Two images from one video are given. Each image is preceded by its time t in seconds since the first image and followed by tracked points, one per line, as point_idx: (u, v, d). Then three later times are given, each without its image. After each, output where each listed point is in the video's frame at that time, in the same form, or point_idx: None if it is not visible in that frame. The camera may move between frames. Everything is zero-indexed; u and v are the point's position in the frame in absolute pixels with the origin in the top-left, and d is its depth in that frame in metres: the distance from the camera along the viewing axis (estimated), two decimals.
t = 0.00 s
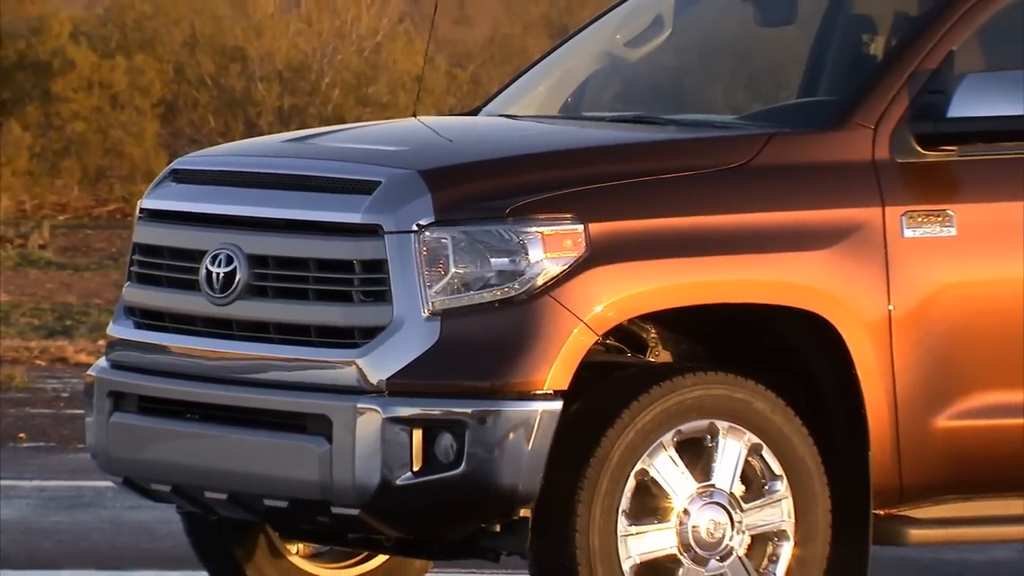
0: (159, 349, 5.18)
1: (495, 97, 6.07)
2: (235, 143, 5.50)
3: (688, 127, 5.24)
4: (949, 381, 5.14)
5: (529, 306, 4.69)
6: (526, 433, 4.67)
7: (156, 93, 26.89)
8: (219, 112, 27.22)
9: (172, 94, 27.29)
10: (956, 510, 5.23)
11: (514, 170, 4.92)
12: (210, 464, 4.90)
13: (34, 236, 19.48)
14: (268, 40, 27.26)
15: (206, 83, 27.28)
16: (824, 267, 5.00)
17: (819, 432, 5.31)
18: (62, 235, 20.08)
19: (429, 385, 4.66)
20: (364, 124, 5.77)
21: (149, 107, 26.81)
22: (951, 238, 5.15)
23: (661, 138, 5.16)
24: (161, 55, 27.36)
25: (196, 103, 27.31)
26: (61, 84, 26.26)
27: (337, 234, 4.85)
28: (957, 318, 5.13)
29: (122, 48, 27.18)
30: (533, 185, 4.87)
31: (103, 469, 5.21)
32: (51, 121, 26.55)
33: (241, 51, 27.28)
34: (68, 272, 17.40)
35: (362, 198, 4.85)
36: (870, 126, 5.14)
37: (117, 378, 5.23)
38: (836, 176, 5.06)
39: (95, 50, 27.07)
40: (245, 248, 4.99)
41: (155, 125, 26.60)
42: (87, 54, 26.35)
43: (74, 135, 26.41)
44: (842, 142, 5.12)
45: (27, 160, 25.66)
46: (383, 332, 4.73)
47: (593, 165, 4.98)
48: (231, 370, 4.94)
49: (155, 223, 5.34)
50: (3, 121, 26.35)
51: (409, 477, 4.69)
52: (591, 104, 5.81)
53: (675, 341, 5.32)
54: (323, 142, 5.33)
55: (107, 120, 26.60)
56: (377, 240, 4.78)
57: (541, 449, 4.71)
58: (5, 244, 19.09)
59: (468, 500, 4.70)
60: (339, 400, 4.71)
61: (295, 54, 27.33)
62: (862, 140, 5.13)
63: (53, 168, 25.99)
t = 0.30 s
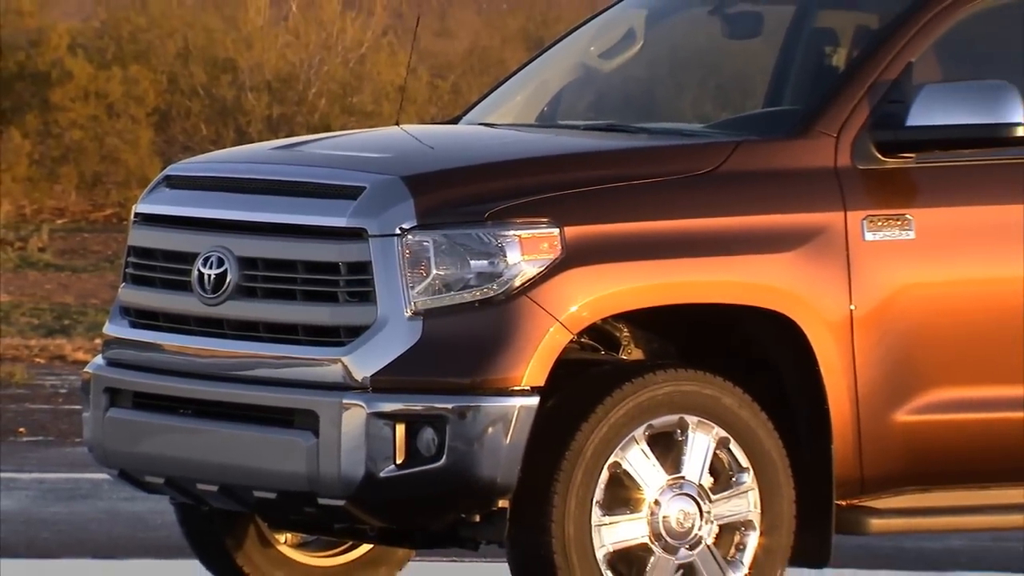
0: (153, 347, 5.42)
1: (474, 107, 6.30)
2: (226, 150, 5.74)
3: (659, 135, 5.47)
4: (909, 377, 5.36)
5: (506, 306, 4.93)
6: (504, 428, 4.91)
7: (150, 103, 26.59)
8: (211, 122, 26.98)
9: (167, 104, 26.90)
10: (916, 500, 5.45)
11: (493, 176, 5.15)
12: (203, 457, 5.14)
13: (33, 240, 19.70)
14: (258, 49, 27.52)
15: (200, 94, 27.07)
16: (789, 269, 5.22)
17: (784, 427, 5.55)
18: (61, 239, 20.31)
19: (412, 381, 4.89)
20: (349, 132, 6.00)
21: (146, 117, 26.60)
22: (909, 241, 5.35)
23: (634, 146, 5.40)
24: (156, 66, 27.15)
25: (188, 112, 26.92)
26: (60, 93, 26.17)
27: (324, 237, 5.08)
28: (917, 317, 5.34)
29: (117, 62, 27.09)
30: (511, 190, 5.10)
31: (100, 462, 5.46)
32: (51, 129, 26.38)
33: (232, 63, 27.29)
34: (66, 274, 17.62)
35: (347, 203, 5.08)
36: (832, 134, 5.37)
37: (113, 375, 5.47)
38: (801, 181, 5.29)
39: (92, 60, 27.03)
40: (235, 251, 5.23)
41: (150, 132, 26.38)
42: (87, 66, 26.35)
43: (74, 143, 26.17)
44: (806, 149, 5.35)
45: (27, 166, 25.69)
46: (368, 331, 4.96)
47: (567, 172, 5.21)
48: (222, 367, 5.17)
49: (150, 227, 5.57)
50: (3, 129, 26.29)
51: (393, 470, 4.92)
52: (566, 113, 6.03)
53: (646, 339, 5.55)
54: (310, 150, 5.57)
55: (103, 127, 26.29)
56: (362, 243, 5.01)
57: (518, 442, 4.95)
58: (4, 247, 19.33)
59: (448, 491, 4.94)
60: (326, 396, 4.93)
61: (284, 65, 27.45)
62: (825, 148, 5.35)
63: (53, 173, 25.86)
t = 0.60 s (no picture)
0: (148, 346, 5.65)
1: (454, 116, 6.51)
2: (217, 157, 5.97)
3: (633, 143, 5.70)
4: (872, 375, 5.57)
5: (487, 306, 5.15)
6: (485, 423, 5.12)
7: (144, 112, 27.52)
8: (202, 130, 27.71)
9: (161, 112, 27.86)
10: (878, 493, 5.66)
11: (473, 181, 5.37)
12: (196, 452, 5.37)
13: (31, 243, 19.96)
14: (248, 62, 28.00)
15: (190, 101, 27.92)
16: (757, 271, 5.43)
17: (754, 422, 5.78)
18: (58, 241, 20.56)
19: (396, 378, 5.11)
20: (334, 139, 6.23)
21: (139, 124, 27.41)
22: (873, 244, 5.56)
23: (609, 153, 5.62)
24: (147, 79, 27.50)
25: (184, 120, 27.84)
26: (59, 103, 27.19)
27: (312, 240, 5.31)
28: (880, 317, 5.56)
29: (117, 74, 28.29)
30: (491, 195, 5.32)
31: (97, 456, 5.69)
32: (50, 134, 27.27)
33: (224, 72, 27.97)
34: (63, 275, 17.88)
35: (334, 208, 5.31)
36: (799, 141, 5.59)
37: (109, 372, 5.69)
38: (769, 186, 5.51)
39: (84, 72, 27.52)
40: (226, 254, 5.47)
41: (145, 139, 27.29)
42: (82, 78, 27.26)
43: (71, 151, 26.91)
44: (774, 155, 5.57)
45: (26, 172, 26.46)
46: (353, 330, 5.18)
47: (544, 178, 5.42)
48: (214, 365, 5.40)
49: (144, 230, 5.80)
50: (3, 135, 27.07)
51: (377, 464, 5.14)
52: (544, 121, 6.25)
53: (621, 338, 5.77)
54: (298, 157, 5.79)
55: (99, 135, 27.14)
56: (348, 246, 5.24)
57: (498, 437, 5.17)
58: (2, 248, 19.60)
59: (431, 484, 5.16)
60: (313, 392, 5.15)
61: (273, 76, 27.78)
62: (791, 155, 5.58)
63: (51, 180, 26.57)
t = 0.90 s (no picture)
0: (141, 347, 5.88)
1: (435, 126, 6.74)
2: (209, 165, 6.19)
3: (607, 151, 5.92)
4: (837, 374, 5.79)
5: (467, 308, 5.37)
6: (465, 421, 5.35)
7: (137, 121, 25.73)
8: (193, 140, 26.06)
9: (154, 122, 26.11)
10: (842, 487, 5.89)
11: (454, 188, 5.59)
12: (187, 448, 5.59)
13: (30, 247, 20.12)
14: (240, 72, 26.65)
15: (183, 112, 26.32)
16: (726, 274, 5.64)
17: (723, 420, 6.01)
18: (57, 246, 20.71)
19: (380, 377, 5.33)
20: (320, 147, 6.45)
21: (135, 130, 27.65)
22: (838, 248, 5.78)
23: (584, 161, 5.84)
24: (148, 94, 26.35)
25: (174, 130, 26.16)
26: (56, 112, 25.09)
27: (299, 245, 5.53)
28: (844, 318, 5.78)
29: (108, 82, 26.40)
30: (470, 201, 5.54)
31: (92, 453, 5.92)
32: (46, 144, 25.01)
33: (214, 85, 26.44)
34: (60, 279, 18.05)
35: (321, 214, 5.52)
36: (767, 149, 5.80)
37: (103, 372, 5.93)
38: (738, 193, 5.73)
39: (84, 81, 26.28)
40: (216, 257, 5.70)
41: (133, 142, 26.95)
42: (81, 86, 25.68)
43: (68, 158, 24.68)
44: (742, 163, 5.78)
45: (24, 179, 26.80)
46: (339, 331, 5.39)
47: (522, 184, 5.63)
48: (204, 365, 5.63)
49: (137, 236, 6.03)
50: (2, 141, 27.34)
51: (362, 460, 5.36)
52: (522, 130, 6.48)
53: (595, 339, 5.99)
54: (286, 165, 6.01)
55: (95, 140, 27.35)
56: (334, 250, 5.46)
57: (478, 435, 5.39)
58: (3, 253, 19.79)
59: (413, 479, 5.38)
60: (300, 391, 5.37)
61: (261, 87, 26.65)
62: (759, 162, 5.79)
63: (47, 187, 24.29)
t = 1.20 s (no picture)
0: (134, 347, 6.12)
1: (417, 134, 6.99)
2: (199, 173, 6.44)
3: (582, 159, 6.16)
4: (802, 373, 6.02)
5: (447, 310, 5.62)
6: (446, 418, 5.59)
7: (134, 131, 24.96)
8: (186, 148, 25.30)
9: (148, 131, 25.30)
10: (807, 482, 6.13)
11: (435, 194, 5.83)
12: (179, 444, 5.84)
13: (28, 251, 20.29)
14: (229, 85, 25.86)
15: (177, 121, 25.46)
16: (695, 277, 5.88)
17: (693, 417, 6.25)
18: (52, 250, 20.90)
19: (363, 376, 5.57)
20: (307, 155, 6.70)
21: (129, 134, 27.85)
22: (802, 253, 6.01)
23: (559, 168, 6.08)
24: (138, 98, 25.79)
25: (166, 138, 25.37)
26: (51, 122, 24.36)
27: (287, 249, 5.77)
28: (809, 319, 6.01)
29: (107, 95, 25.59)
30: (450, 208, 5.78)
31: (87, 449, 6.18)
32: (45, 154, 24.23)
33: (204, 95, 25.72)
34: (52, 282, 18.23)
35: (307, 219, 5.77)
36: (734, 158, 6.05)
37: (98, 372, 6.18)
38: (707, 200, 5.97)
39: (82, 95, 25.62)
40: (206, 261, 5.94)
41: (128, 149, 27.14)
42: (73, 97, 24.73)
43: (63, 166, 23.84)
44: (711, 170, 6.03)
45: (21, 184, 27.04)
46: (325, 332, 5.64)
47: (500, 192, 5.87)
48: (195, 364, 5.87)
49: (131, 240, 6.28)
50: None
51: (347, 456, 5.60)
52: (500, 139, 6.74)
53: (570, 339, 6.24)
54: (274, 173, 6.25)
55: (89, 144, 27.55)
56: (320, 254, 5.70)
57: (458, 431, 5.64)
58: None
59: (395, 474, 5.63)
60: (288, 390, 5.61)
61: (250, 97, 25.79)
62: (727, 170, 6.03)
63: (45, 193, 23.45)
